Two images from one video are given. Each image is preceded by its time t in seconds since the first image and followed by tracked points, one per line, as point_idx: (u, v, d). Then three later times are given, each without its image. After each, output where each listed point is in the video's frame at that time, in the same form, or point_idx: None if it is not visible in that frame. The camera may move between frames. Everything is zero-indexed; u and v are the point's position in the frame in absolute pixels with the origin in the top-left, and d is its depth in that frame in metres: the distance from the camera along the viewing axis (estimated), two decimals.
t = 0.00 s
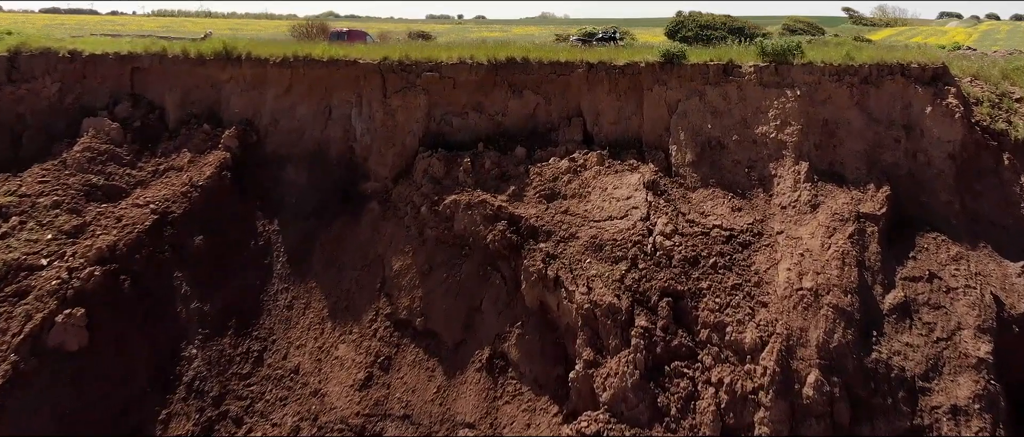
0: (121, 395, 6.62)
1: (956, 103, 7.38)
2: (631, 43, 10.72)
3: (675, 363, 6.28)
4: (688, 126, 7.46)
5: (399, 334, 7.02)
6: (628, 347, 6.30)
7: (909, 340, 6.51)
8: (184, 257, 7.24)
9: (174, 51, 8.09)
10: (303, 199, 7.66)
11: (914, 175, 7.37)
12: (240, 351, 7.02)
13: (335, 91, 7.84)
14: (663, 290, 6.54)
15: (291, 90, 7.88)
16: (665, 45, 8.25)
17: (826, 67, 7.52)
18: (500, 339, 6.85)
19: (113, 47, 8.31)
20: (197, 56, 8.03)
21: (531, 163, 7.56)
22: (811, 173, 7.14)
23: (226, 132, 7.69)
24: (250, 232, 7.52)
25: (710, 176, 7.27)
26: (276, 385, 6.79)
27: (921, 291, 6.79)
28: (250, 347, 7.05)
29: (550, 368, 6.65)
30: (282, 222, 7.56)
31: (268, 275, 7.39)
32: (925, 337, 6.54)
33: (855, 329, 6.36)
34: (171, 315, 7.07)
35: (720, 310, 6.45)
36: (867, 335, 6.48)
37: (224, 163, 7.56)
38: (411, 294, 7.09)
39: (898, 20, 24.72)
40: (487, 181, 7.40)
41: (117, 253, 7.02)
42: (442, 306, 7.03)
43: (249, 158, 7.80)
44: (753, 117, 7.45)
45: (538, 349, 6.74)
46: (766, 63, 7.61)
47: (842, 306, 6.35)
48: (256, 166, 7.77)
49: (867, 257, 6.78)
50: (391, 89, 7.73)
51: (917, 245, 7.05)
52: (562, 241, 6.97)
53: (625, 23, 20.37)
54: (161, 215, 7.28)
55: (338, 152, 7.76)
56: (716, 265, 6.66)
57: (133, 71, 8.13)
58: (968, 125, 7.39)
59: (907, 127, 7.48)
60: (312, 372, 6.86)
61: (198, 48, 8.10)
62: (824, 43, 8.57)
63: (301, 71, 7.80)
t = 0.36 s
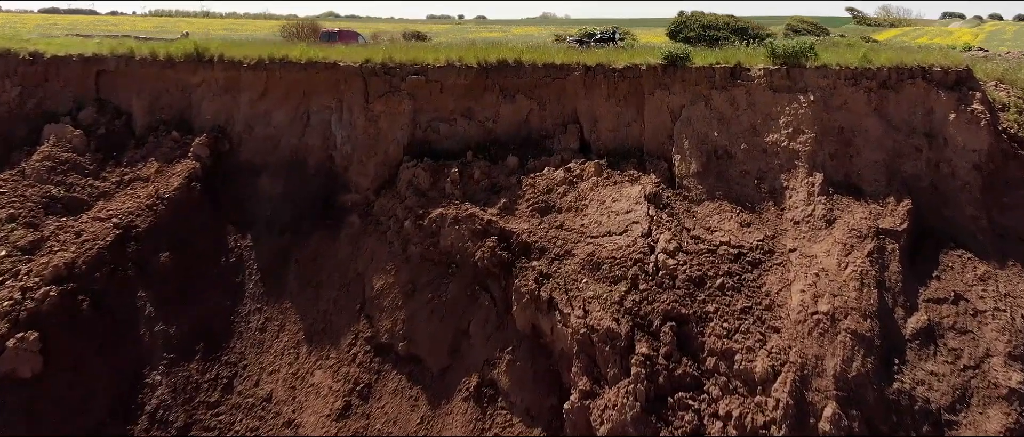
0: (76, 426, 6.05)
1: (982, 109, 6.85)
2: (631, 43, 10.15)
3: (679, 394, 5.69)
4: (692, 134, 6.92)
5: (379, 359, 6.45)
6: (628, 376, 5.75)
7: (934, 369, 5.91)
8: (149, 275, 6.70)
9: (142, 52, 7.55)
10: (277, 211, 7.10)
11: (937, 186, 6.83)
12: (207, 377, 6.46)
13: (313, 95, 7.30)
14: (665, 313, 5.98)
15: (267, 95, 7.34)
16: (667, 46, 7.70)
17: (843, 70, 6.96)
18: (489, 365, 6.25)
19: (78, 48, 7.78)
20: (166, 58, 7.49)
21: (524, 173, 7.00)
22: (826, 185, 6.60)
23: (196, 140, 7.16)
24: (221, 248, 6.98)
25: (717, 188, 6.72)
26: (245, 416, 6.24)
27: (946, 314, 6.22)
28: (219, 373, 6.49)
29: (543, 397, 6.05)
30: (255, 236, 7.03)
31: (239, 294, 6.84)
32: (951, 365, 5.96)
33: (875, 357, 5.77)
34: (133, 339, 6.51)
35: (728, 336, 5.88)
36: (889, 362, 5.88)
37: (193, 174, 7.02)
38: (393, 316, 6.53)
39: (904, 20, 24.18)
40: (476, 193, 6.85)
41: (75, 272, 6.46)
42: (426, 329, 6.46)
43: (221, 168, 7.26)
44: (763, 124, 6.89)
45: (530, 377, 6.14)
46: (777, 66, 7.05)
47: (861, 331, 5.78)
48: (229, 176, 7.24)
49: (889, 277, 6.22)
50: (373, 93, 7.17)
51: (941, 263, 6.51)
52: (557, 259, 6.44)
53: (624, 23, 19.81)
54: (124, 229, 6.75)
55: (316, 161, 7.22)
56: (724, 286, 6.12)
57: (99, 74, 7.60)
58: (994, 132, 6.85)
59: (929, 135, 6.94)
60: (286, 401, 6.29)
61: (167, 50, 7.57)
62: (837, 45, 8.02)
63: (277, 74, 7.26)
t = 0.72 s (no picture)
0: None
1: (1012, 116, 6.31)
2: (632, 44, 9.58)
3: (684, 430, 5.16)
4: (699, 143, 6.36)
5: (357, 388, 5.89)
6: (628, 410, 5.23)
7: (964, 402, 5.35)
8: (109, 296, 6.16)
9: (106, 54, 7.04)
10: (249, 226, 6.58)
11: (964, 200, 6.28)
12: (171, 407, 5.88)
13: (289, 100, 6.77)
14: (669, 341, 5.41)
15: (240, 101, 6.82)
16: (671, 48, 7.17)
17: (861, 73, 6.43)
18: (477, 395, 5.70)
19: (39, 49, 7.26)
20: (133, 60, 6.98)
21: (516, 185, 6.45)
22: (844, 198, 6.07)
23: (163, 149, 6.63)
24: (189, 266, 6.46)
25: (725, 201, 6.18)
26: None
27: (976, 341, 5.66)
28: (184, 403, 5.92)
29: (536, 431, 5.54)
30: (226, 253, 6.51)
31: (207, 317, 6.32)
32: (982, 397, 5.38)
33: (900, 389, 5.23)
34: (90, 366, 5.94)
35: (738, 367, 5.33)
36: (914, 393, 5.33)
37: (159, 185, 6.51)
38: (373, 341, 5.99)
39: (911, 21, 23.59)
40: (463, 207, 6.29)
41: (27, 293, 5.88)
42: (409, 356, 5.91)
43: (188, 180, 6.72)
44: (775, 133, 6.35)
45: (522, 410, 5.60)
46: (790, 69, 6.51)
47: (885, 361, 5.23)
48: (198, 188, 6.72)
49: (913, 300, 5.68)
50: (354, 98, 6.61)
51: (969, 285, 5.97)
52: (550, 280, 5.89)
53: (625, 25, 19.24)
54: (82, 246, 6.20)
55: (292, 172, 6.70)
56: (733, 311, 5.58)
57: (61, 78, 7.08)
58: None
59: (955, 144, 6.39)
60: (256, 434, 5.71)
61: (133, 51, 7.05)
62: (852, 46, 7.49)
63: (251, 78, 6.73)
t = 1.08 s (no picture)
0: None
1: None
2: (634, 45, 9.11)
3: None
4: (704, 152, 5.89)
5: (333, 418, 5.38)
6: None
7: None
8: (66, 316, 5.69)
9: (70, 56, 6.58)
10: (220, 241, 6.11)
11: (992, 214, 5.80)
12: None
13: (265, 105, 6.31)
14: (673, 370, 4.94)
15: (212, 106, 6.37)
16: (674, 50, 6.70)
17: (879, 77, 5.97)
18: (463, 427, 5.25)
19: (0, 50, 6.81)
20: (99, 63, 6.53)
21: (507, 197, 5.98)
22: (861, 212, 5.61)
23: (128, 158, 6.18)
24: (155, 283, 6.00)
25: (733, 216, 5.71)
26: None
27: (1007, 369, 5.16)
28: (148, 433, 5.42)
29: None
30: (195, 270, 6.03)
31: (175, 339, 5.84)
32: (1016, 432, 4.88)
33: (926, 424, 4.75)
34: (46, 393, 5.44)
35: (748, 399, 4.85)
36: (940, 427, 4.82)
37: (124, 197, 6.05)
38: (352, 367, 5.51)
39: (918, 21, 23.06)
40: (450, 220, 5.82)
41: None
42: (391, 383, 5.44)
43: (155, 192, 6.25)
44: (787, 141, 5.89)
45: None
46: (802, 73, 6.04)
47: (908, 394, 4.76)
48: (166, 200, 6.26)
49: (938, 325, 5.20)
50: (333, 103, 6.15)
51: (998, 308, 5.48)
52: (544, 302, 5.43)
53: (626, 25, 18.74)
54: (40, 263, 5.76)
55: (267, 183, 6.24)
56: (742, 336, 5.10)
57: (22, 81, 6.62)
58: None
59: (981, 153, 5.91)
60: None
61: (100, 53, 6.60)
62: (867, 48, 7.02)
63: (223, 81, 6.28)
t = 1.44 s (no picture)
0: None
1: None
2: (633, 47, 8.52)
3: None
4: (712, 166, 5.32)
5: None
6: None
7: None
8: (7, 346, 5.11)
9: (18, 58, 5.99)
10: (177, 263, 5.55)
11: None
12: None
13: (229, 113, 5.76)
14: (679, 414, 4.35)
15: (172, 115, 5.82)
16: (679, 52, 6.12)
17: (908, 82, 5.40)
18: None
19: None
20: (50, 66, 5.96)
21: (495, 215, 5.40)
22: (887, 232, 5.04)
23: (79, 171, 5.63)
24: (106, 309, 5.43)
25: (745, 237, 5.13)
26: None
27: None
28: None
29: None
30: (150, 295, 5.47)
31: (128, 372, 5.25)
32: None
33: None
34: None
35: None
36: None
37: (73, 214, 5.49)
38: (321, 405, 4.92)
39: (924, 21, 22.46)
40: (431, 241, 5.25)
41: None
42: (363, 424, 4.81)
43: (109, 209, 5.70)
44: (805, 154, 5.32)
45: None
46: (822, 78, 5.47)
47: None
48: (120, 217, 5.70)
49: (975, 361, 4.62)
50: (303, 111, 5.59)
51: None
52: (534, 334, 4.85)
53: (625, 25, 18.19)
54: None
55: (232, 198, 5.68)
56: (757, 375, 4.52)
57: None
58: None
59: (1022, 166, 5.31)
60: None
61: (51, 55, 6.03)
62: (889, 50, 6.44)
63: (183, 87, 5.72)
